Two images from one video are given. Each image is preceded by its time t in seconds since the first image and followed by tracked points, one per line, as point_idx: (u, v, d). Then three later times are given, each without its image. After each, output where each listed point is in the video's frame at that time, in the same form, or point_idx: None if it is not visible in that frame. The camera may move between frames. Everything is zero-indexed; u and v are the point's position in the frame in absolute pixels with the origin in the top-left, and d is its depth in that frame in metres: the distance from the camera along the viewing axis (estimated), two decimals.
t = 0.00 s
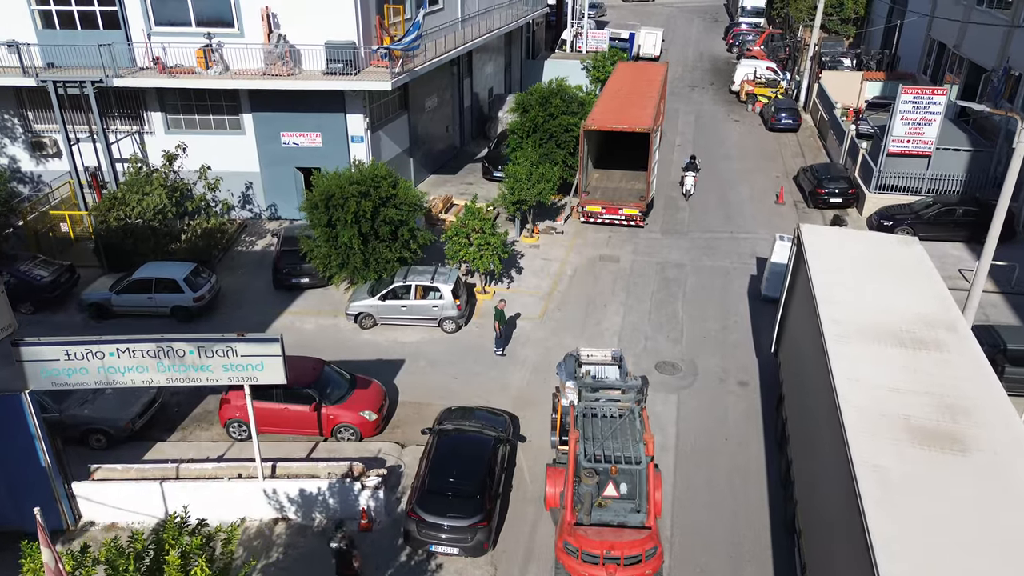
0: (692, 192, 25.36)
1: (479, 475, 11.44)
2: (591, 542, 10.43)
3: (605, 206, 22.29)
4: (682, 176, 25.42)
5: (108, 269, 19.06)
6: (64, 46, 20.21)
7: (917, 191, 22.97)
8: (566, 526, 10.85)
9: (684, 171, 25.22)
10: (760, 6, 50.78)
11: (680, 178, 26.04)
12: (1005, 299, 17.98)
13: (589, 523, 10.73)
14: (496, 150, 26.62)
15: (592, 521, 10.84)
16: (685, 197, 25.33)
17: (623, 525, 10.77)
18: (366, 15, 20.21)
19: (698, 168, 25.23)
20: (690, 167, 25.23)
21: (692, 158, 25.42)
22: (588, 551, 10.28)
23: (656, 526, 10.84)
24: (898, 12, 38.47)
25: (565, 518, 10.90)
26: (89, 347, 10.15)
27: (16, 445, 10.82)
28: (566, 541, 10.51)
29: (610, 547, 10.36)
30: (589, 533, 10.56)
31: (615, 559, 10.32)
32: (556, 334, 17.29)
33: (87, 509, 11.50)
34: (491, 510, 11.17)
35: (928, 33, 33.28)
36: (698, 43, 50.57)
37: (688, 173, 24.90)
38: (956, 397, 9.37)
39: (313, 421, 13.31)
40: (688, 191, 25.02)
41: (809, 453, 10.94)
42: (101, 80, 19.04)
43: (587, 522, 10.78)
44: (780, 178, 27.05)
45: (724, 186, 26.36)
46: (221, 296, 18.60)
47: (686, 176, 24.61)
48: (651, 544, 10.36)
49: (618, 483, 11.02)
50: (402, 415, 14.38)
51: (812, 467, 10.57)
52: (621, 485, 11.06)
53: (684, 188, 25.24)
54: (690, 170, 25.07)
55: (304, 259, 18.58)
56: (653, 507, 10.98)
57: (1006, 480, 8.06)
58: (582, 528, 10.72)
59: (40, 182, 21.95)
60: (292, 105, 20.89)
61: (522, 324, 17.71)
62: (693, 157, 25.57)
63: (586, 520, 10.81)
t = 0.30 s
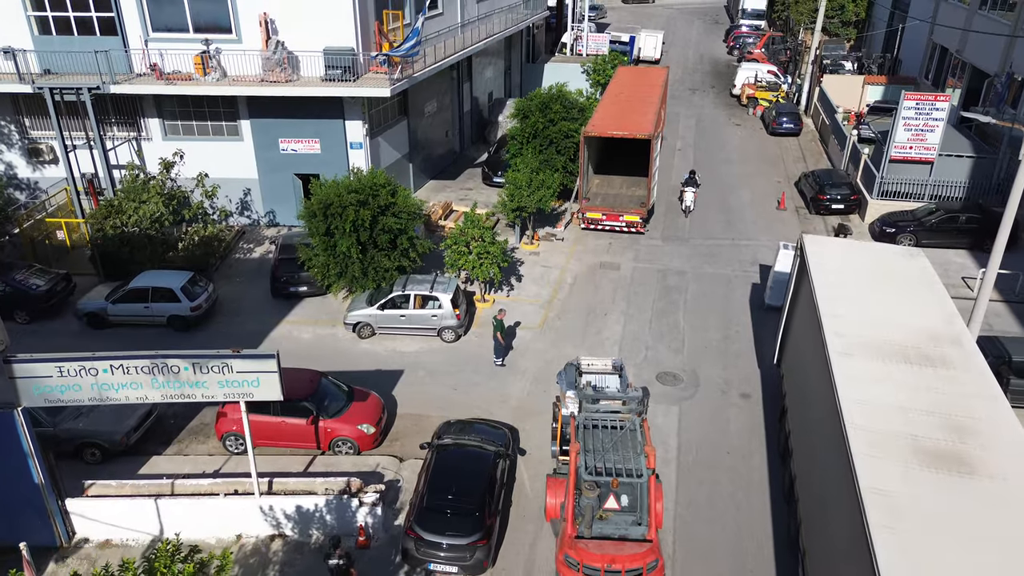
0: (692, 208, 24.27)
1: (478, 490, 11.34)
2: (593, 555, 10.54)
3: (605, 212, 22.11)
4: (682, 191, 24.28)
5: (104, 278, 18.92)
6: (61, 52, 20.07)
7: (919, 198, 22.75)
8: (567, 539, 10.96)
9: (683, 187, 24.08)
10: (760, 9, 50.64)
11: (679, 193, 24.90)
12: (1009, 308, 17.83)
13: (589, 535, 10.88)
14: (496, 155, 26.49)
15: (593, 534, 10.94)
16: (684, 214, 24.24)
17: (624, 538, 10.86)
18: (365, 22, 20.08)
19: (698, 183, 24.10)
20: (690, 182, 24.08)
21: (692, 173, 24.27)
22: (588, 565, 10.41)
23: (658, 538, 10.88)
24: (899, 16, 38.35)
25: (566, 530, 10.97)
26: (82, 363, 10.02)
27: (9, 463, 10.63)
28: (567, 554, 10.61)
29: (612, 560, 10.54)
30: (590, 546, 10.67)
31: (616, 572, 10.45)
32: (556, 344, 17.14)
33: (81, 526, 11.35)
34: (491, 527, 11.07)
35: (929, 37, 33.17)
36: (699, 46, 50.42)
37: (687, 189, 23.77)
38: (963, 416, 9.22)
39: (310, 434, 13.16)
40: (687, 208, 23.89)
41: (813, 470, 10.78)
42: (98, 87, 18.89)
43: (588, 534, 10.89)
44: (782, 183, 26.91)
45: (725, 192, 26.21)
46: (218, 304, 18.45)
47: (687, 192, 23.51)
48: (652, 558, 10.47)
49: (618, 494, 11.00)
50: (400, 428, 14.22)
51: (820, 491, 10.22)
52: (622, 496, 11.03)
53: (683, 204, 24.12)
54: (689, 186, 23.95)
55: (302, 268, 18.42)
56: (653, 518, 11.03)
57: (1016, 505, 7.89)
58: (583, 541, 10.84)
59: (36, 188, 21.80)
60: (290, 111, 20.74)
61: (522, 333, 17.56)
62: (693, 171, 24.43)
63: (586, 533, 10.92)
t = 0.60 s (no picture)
0: (693, 222, 23.26)
1: (478, 500, 11.18)
2: (593, 564, 10.47)
3: (606, 216, 21.90)
4: (682, 205, 23.23)
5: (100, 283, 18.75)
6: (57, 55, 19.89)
7: (922, 202, 22.67)
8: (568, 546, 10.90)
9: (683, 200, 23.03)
10: (761, 10, 50.47)
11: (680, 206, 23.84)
12: (1015, 313, 17.64)
13: (591, 543, 10.75)
14: (497, 158, 26.32)
15: (594, 541, 10.86)
16: (684, 228, 23.26)
17: (626, 545, 10.78)
18: (363, 24, 19.88)
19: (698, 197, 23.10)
20: (690, 196, 23.05)
21: (692, 186, 23.23)
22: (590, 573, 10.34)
23: (660, 545, 10.84)
24: (901, 18, 38.13)
25: (568, 538, 10.89)
26: (74, 375, 9.83)
27: None
28: (569, 562, 10.55)
29: (613, 568, 10.48)
30: (591, 554, 10.58)
31: None
32: (556, 350, 16.95)
33: (74, 539, 11.18)
34: (491, 539, 10.93)
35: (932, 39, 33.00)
36: (699, 47, 50.20)
37: (687, 203, 22.71)
38: (973, 430, 9.02)
39: (307, 444, 12.97)
40: (688, 222, 22.85)
41: (819, 483, 10.58)
42: (94, 90, 18.72)
43: (589, 542, 10.78)
44: (783, 187, 26.72)
45: (727, 195, 26.02)
46: (215, 310, 18.26)
47: (687, 206, 22.59)
48: (654, 565, 10.42)
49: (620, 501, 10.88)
50: (399, 437, 14.02)
51: (825, 504, 10.02)
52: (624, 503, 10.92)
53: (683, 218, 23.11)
54: (689, 199, 22.91)
55: (299, 273, 18.22)
56: (654, 525, 10.94)
57: None
58: (585, 548, 10.72)
59: (32, 192, 21.61)
60: (288, 114, 20.55)
61: (522, 339, 17.37)
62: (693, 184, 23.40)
63: (588, 540, 10.81)
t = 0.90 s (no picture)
0: (694, 235, 22.35)
1: (478, 509, 11.05)
2: (595, 571, 10.49)
3: (607, 219, 21.70)
4: (682, 217, 22.32)
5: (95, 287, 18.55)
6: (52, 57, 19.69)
7: (926, 205, 22.33)
8: (569, 553, 10.83)
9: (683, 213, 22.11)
10: (761, 11, 50.30)
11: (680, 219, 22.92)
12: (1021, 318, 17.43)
13: (592, 551, 10.71)
14: (497, 160, 26.13)
15: (596, 548, 10.79)
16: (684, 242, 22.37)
17: (628, 552, 10.67)
18: (362, 26, 19.68)
19: (698, 209, 22.17)
20: (690, 209, 22.14)
21: (692, 199, 22.31)
22: None
23: (661, 552, 10.82)
24: (903, 19, 37.91)
25: (569, 545, 10.83)
26: (64, 386, 9.62)
27: None
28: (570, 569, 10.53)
29: None
30: (593, 562, 10.59)
31: None
32: (557, 356, 16.74)
33: (64, 551, 10.97)
34: (491, 550, 10.79)
35: (934, 41, 32.83)
36: (700, 47, 50.00)
37: (687, 217, 21.79)
38: (982, 443, 8.82)
39: (303, 453, 12.76)
40: (688, 236, 21.95)
41: (824, 496, 10.35)
42: (90, 93, 18.51)
43: (590, 550, 10.73)
44: (785, 189, 26.52)
45: (729, 198, 25.81)
46: (211, 315, 18.05)
47: (687, 219, 21.63)
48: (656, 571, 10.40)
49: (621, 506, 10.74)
50: (397, 445, 13.81)
51: (831, 518, 9.81)
52: (625, 509, 10.78)
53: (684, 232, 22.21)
54: (689, 212, 21.99)
55: (297, 277, 18.01)
56: (658, 532, 10.84)
57: None
58: (586, 555, 10.71)
59: (27, 196, 21.39)
60: (286, 117, 20.35)
61: (522, 344, 17.16)
62: (694, 196, 22.47)
63: (589, 547, 10.74)
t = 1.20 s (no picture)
0: (694, 249, 21.51)
1: (478, 519, 10.87)
2: None
3: (608, 222, 21.49)
4: (682, 231, 21.51)
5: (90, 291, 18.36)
6: (47, 59, 19.50)
7: (930, 208, 22.14)
8: (570, 560, 10.79)
9: (683, 226, 21.32)
10: (763, 11, 50.10)
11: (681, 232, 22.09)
12: None
13: (593, 558, 10.67)
14: (497, 162, 25.92)
15: (596, 555, 10.79)
16: (684, 256, 21.52)
17: (629, 560, 10.71)
18: (360, 27, 19.45)
19: (698, 221, 21.36)
20: (690, 221, 21.28)
21: (692, 211, 21.54)
22: None
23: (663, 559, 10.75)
24: (905, 20, 37.71)
25: (570, 552, 10.83)
26: (53, 397, 9.40)
27: None
28: None
29: None
30: (594, 569, 10.53)
31: None
32: (557, 362, 16.53)
33: (55, 564, 10.78)
34: (491, 559, 10.70)
35: (937, 41, 32.60)
36: (700, 48, 49.80)
37: (687, 229, 20.99)
38: (993, 456, 8.60)
39: (300, 462, 12.56)
40: (688, 250, 21.12)
41: (830, 508, 10.15)
42: (85, 95, 18.29)
43: (591, 557, 10.69)
44: (787, 191, 26.31)
45: (731, 200, 25.59)
46: (208, 320, 17.85)
47: (687, 232, 20.78)
48: None
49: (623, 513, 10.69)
50: (395, 454, 13.60)
51: (837, 532, 9.62)
52: (627, 517, 10.78)
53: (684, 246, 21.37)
54: (689, 225, 21.15)
55: (294, 282, 17.80)
56: (659, 539, 10.82)
57: None
58: (587, 562, 10.66)
59: (23, 199, 21.19)
60: (283, 119, 20.15)
61: (522, 350, 16.95)
62: (694, 209, 21.68)
63: (590, 555, 10.70)
